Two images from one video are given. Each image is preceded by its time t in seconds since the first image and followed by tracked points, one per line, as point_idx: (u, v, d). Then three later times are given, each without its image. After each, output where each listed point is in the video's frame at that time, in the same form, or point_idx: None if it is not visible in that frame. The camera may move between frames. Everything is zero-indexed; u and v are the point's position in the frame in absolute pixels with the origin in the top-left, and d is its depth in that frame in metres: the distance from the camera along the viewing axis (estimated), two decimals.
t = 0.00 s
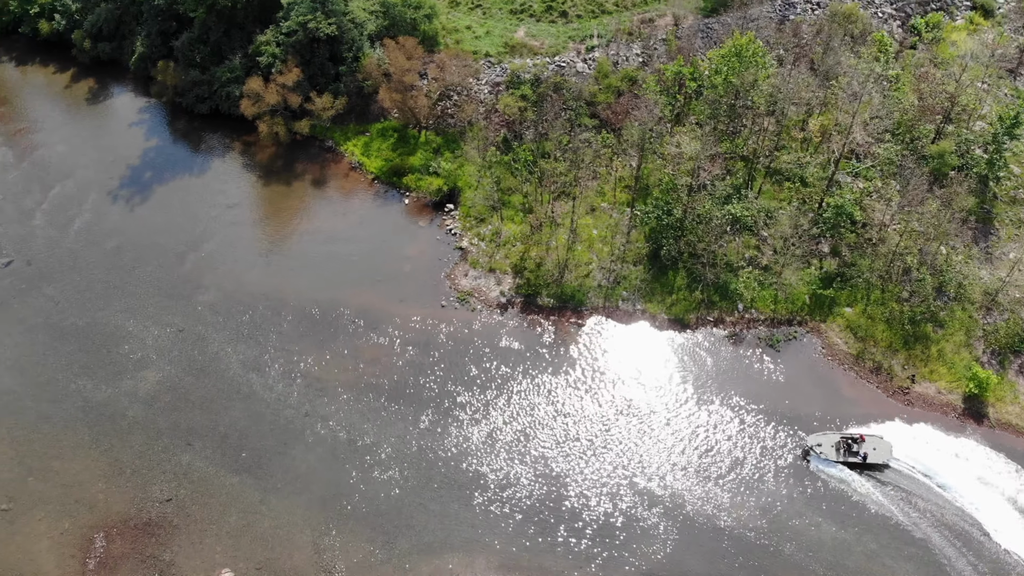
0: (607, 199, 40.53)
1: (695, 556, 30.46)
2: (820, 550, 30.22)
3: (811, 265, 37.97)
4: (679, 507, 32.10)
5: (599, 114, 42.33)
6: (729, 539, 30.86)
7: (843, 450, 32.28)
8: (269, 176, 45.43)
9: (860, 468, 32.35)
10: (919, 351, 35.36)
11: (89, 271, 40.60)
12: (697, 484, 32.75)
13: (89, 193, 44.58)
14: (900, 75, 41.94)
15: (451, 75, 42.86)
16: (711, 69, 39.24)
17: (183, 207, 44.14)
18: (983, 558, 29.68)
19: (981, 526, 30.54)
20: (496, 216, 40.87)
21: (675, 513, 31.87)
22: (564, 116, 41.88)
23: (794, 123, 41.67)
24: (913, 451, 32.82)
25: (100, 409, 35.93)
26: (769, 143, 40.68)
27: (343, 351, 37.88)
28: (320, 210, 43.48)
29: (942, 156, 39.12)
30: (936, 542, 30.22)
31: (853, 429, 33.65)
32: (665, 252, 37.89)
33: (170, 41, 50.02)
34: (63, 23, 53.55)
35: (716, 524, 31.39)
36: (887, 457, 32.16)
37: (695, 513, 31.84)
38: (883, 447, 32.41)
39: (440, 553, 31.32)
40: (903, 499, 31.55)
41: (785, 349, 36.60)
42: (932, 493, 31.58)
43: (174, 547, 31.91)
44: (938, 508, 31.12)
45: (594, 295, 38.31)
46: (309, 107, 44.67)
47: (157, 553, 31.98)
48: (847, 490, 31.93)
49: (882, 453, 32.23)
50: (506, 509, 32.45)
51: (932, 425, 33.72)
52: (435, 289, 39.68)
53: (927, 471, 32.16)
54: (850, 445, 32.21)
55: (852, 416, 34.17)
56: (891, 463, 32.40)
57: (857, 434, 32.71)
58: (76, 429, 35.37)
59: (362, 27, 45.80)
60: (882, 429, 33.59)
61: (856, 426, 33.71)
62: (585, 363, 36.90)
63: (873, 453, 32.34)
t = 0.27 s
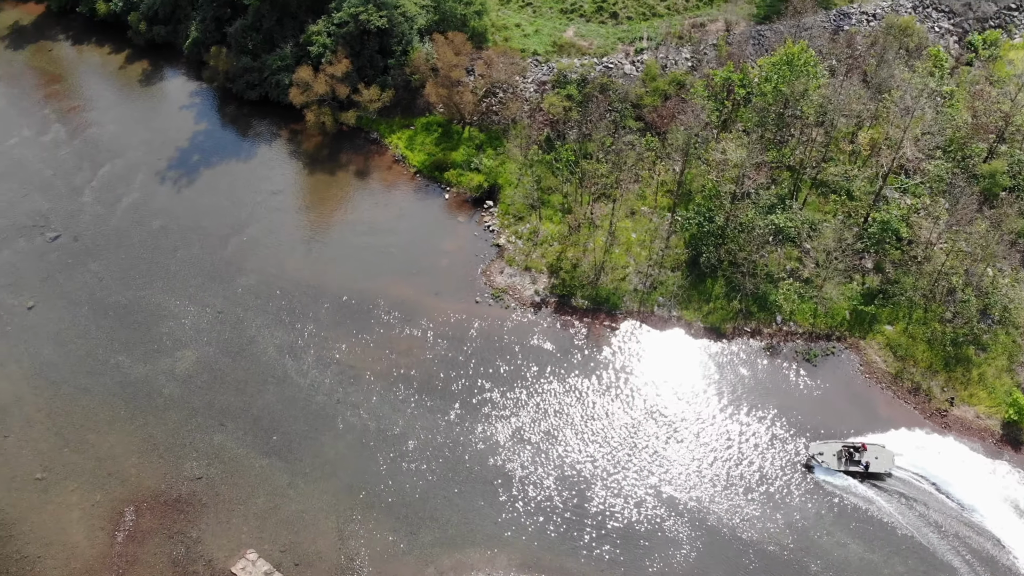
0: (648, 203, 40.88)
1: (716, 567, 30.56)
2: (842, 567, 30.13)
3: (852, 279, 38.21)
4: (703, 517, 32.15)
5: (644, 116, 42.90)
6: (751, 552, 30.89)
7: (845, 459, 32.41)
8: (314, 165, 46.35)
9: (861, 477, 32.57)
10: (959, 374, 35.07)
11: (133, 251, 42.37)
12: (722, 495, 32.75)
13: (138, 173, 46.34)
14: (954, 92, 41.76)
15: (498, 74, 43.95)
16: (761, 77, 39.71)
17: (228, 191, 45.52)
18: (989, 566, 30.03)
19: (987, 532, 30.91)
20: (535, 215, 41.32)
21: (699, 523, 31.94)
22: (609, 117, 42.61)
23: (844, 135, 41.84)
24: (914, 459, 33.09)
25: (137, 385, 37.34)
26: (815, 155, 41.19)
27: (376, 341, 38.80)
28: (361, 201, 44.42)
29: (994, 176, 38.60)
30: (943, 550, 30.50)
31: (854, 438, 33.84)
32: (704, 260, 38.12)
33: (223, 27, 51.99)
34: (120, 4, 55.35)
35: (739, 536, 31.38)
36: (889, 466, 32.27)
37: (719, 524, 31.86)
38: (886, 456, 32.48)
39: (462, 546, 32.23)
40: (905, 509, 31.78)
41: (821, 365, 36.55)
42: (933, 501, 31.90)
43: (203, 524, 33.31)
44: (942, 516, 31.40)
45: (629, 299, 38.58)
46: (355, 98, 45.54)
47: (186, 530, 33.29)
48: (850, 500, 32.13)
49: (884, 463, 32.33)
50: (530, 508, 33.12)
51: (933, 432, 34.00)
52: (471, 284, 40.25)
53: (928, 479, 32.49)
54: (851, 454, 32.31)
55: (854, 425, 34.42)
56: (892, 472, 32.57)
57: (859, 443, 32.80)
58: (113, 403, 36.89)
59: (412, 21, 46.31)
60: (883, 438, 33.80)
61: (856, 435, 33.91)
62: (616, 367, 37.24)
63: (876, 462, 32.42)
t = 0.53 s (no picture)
0: (683, 208, 41.72)
1: None
2: None
3: (888, 294, 37.83)
4: (724, 525, 31.99)
5: (684, 120, 43.42)
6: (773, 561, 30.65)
7: (839, 465, 32.49)
8: (350, 157, 47.82)
9: (857, 482, 32.58)
10: (993, 395, 34.67)
11: (170, 234, 43.58)
12: (744, 503, 32.57)
13: (179, 158, 47.97)
14: (1001, 108, 41.29)
15: (537, 73, 44.75)
16: (805, 84, 39.50)
17: (267, 179, 46.91)
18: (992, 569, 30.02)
19: (988, 535, 30.94)
20: (567, 216, 42.24)
21: (720, 531, 31.80)
22: (647, 120, 43.06)
23: (885, 148, 42.18)
24: (910, 464, 33.24)
25: (168, 366, 38.17)
26: (856, 166, 41.13)
27: (404, 333, 39.60)
28: (396, 195, 45.64)
29: None
30: (945, 555, 30.48)
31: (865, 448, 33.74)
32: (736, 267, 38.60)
33: (268, 18, 53.44)
34: None
35: (762, 547, 31.15)
36: (884, 472, 32.36)
37: (740, 533, 31.66)
38: (880, 462, 32.56)
39: (480, 541, 32.29)
40: (904, 514, 31.73)
41: (852, 379, 36.35)
42: (931, 506, 31.87)
43: (227, 506, 33.87)
44: (941, 520, 31.42)
45: (659, 304, 38.96)
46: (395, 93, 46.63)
47: (209, 511, 33.88)
48: (847, 506, 32.10)
49: (878, 469, 32.41)
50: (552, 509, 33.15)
51: (926, 436, 34.21)
52: (501, 282, 40.93)
53: (922, 483, 32.59)
54: (846, 460, 32.37)
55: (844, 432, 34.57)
56: (887, 478, 32.62)
57: (853, 449, 32.87)
58: (145, 382, 37.70)
59: (455, 18, 47.75)
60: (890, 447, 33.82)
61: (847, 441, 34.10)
62: (644, 373, 37.39)
63: (870, 468, 32.48)
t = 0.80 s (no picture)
0: (720, 214, 42.14)
1: None
2: None
3: (925, 311, 37.49)
4: (746, 536, 31.88)
5: (723, 126, 44.11)
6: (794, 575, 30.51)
7: (832, 471, 32.55)
8: (388, 150, 49.33)
9: (850, 489, 32.58)
10: None
11: (208, 220, 45.26)
12: (767, 516, 32.39)
13: (219, 145, 50.19)
14: None
15: (578, 72, 45.80)
16: (847, 95, 39.84)
17: (303, 166, 48.79)
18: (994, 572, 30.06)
19: (989, 538, 30.99)
20: (601, 217, 42.94)
21: (741, 542, 31.70)
22: (686, 124, 43.78)
23: (928, 162, 41.55)
24: (905, 470, 33.30)
25: (201, 349, 39.34)
26: (898, 179, 40.81)
27: (431, 326, 40.41)
28: (432, 190, 46.87)
29: None
30: (947, 560, 30.48)
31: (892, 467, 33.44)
32: (772, 276, 38.59)
33: (312, 9, 56.24)
34: None
35: (784, 561, 30.94)
36: (878, 479, 32.34)
37: (762, 545, 31.51)
38: (873, 470, 32.56)
39: (501, 539, 32.82)
40: (902, 522, 31.71)
41: (883, 395, 36.01)
42: (927, 512, 31.87)
43: (251, 490, 34.77)
44: (939, 525, 31.44)
45: (690, 310, 39.29)
46: (435, 88, 48.51)
47: (234, 494, 34.83)
48: (844, 514, 32.10)
49: (872, 476, 32.41)
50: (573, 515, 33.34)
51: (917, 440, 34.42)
52: (531, 281, 41.58)
53: (916, 488, 32.67)
54: (838, 466, 32.47)
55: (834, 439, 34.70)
56: (880, 485, 32.64)
57: (846, 456, 32.92)
58: (177, 363, 38.88)
59: (497, 15, 49.88)
60: (899, 458, 33.75)
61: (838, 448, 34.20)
62: (672, 379, 37.58)
63: (863, 476, 32.50)
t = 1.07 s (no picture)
0: (759, 222, 42.70)
1: None
2: None
3: (965, 331, 37.42)
4: (767, 547, 31.98)
5: (767, 134, 44.94)
6: None
7: (823, 477, 33.05)
8: (428, 145, 51.28)
9: (842, 496, 32.96)
10: None
11: (248, 207, 47.34)
12: (790, 529, 32.41)
13: (263, 133, 52.67)
14: None
15: (620, 74, 47.46)
16: (894, 108, 40.28)
17: (343, 156, 50.98)
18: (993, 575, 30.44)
19: (987, 543, 31.36)
20: (636, 221, 43.84)
21: (762, 553, 31.81)
22: (728, 130, 44.71)
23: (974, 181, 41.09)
24: (900, 478, 33.59)
25: (236, 334, 40.84)
26: (943, 197, 40.34)
27: (460, 322, 41.41)
28: (469, 187, 48.29)
29: None
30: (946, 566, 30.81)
31: (916, 488, 33.18)
32: (809, 288, 39.02)
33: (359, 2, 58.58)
34: None
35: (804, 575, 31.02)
36: (870, 487, 32.73)
37: (783, 558, 31.57)
38: (865, 478, 33.04)
39: (521, 537, 33.43)
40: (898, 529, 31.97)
41: (916, 415, 35.84)
42: (922, 519, 32.16)
43: (277, 474, 35.93)
44: (935, 530, 31.75)
45: (724, 319, 39.79)
46: (476, 85, 49.95)
47: (260, 477, 35.97)
48: (839, 522, 32.41)
49: (863, 484, 32.81)
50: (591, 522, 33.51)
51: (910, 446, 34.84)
52: (563, 282, 42.54)
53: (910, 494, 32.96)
54: (829, 472, 33.02)
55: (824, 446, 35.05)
56: (873, 492, 32.94)
57: (838, 463, 33.49)
58: (211, 346, 40.45)
59: (542, 14, 51.30)
60: (898, 468, 33.97)
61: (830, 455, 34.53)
62: (701, 386, 38.01)
63: (855, 483, 32.98)
